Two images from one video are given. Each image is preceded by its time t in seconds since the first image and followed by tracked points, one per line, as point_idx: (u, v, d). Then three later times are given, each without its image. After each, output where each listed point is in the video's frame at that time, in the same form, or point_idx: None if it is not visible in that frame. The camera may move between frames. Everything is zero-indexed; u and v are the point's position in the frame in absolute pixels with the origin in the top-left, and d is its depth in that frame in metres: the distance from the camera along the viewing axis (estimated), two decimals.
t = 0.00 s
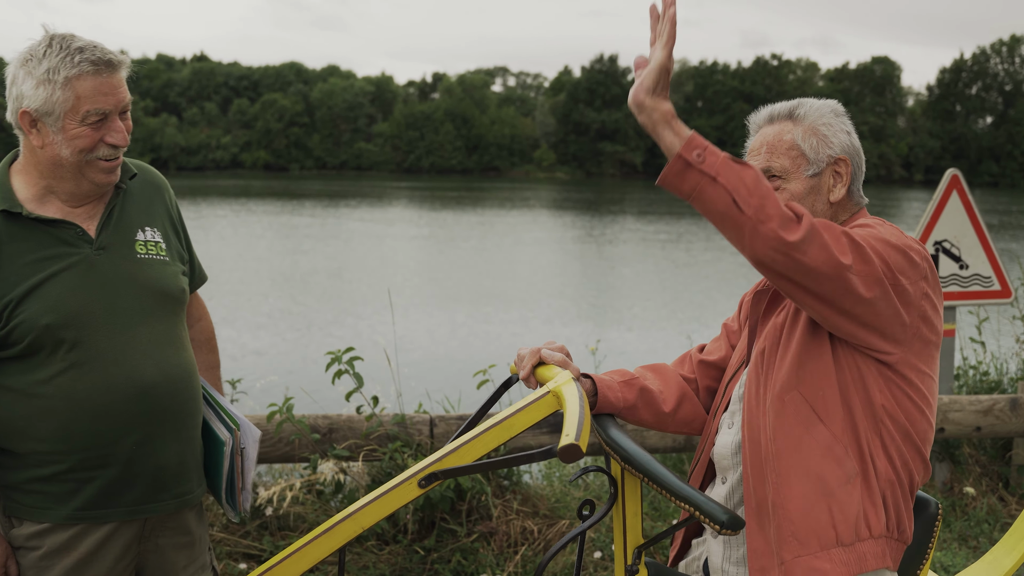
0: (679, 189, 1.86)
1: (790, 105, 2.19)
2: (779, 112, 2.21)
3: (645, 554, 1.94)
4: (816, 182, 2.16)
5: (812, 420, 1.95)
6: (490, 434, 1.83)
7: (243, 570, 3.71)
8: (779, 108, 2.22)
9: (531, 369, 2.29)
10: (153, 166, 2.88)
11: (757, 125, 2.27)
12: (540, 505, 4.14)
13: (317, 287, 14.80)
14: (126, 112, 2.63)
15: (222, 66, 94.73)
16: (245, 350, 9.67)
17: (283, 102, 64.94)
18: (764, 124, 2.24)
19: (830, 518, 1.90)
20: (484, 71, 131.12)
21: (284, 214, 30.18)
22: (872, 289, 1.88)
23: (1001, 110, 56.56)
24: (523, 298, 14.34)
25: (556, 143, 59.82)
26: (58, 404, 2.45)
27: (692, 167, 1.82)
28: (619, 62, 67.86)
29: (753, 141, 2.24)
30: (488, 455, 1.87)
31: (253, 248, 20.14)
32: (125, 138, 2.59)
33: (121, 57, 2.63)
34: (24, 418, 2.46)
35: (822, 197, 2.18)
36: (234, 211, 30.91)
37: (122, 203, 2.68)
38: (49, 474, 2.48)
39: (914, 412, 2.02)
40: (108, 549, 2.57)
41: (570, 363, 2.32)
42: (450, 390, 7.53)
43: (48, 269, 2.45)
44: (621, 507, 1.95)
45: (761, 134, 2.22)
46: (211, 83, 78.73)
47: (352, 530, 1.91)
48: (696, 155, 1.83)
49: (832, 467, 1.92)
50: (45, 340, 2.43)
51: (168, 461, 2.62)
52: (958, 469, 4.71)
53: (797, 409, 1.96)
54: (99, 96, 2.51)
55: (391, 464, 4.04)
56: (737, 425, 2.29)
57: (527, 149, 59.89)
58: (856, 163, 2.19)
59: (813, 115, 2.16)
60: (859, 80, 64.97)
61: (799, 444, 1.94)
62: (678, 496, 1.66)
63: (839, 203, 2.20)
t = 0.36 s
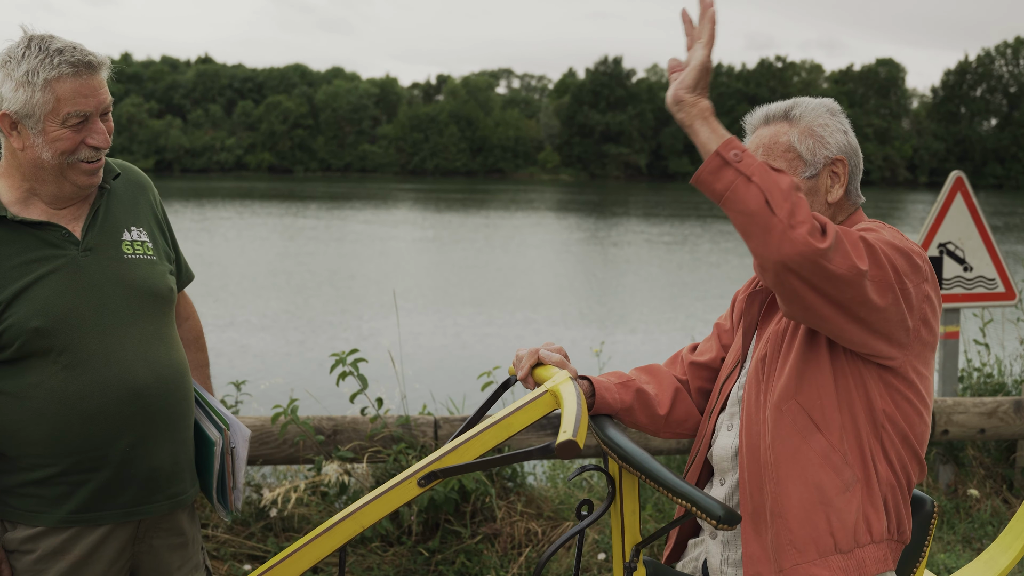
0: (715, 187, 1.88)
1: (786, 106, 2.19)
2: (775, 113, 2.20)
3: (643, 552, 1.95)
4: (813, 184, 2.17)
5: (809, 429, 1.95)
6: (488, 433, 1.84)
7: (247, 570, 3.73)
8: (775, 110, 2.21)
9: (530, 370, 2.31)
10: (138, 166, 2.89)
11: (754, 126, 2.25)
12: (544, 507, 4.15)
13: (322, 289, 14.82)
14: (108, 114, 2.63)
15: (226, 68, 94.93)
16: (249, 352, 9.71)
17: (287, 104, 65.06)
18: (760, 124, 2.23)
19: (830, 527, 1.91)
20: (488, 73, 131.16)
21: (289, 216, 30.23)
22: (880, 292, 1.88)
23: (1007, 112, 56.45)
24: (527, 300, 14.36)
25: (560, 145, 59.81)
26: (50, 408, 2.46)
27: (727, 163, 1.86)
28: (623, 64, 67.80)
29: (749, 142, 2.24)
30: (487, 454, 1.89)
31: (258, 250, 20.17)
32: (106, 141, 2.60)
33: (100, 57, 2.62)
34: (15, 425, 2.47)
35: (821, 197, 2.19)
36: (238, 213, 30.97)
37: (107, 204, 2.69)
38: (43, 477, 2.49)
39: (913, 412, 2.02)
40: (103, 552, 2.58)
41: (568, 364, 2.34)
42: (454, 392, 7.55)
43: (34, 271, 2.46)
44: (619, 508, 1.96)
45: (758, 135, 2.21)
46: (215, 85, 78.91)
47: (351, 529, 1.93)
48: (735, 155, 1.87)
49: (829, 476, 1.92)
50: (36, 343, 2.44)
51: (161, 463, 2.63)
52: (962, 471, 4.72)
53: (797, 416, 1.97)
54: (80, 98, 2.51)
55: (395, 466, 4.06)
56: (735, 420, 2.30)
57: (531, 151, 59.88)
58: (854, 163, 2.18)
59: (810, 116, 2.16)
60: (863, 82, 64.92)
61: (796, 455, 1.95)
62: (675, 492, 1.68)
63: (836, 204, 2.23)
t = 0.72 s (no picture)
0: (714, 112, 1.78)
1: (819, 104, 2.12)
2: (807, 111, 2.14)
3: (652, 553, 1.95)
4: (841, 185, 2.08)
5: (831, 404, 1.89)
6: (497, 432, 1.86)
7: (255, 570, 3.74)
8: (807, 108, 2.15)
9: (539, 370, 2.32)
10: (153, 166, 2.91)
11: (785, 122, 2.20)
12: (552, 508, 4.16)
13: (330, 290, 14.87)
14: (125, 115, 2.66)
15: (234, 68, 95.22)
16: (258, 352, 9.74)
17: (295, 105, 65.23)
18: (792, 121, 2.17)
19: (858, 500, 1.86)
20: (495, 74, 131.24)
21: (297, 216, 30.35)
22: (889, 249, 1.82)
23: (1016, 114, 56.28)
24: (535, 300, 14.39)
25: (568, 146, 59.79)
26: (68, 405, 2.49)
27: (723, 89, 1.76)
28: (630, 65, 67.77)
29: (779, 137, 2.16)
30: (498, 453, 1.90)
31: (266, 250, 20.26)
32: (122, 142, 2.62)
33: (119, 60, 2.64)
34: (32, 419, 2.49)
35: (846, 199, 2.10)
36: (247, 213, 31.09)
37: (123, 204, 2.71)
38: (60, 475, 2.52)
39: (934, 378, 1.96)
40: (118, 550, 2.60)
41: (578, 365, 2.35)
42: (462, 393, 7.58)
43: (52, 272, 2.47)
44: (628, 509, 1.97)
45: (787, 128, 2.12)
46: (223, 86, 79.15)
47: (362, 529, 1.94)
48: (731, 81, 1.78)
49: (855, 450, 1.86)
50: (54, 341, 2.46)
51: (177, 462, 2.66)
52: (971, 474, 4.71)
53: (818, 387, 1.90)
54: (98, 101, 2.54)
55: (403, 467, 4.08)
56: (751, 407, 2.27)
57: (539, 152, 59.93)
58: (882, 169, 2.11)
59: (842, 116, 2.09)
60: (872, 84, 64.80)
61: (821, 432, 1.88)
62: (688, 495, 1.68)
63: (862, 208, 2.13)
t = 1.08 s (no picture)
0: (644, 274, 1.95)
1: (798, 112, 2.24)
2: (788, 118, 2.26)
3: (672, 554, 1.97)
4: (823, 188, 2.19)
5: (820, 447, 2.03)
6: (520, 433, 1.87)
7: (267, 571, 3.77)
8: (788, 115, 2.27)
9: (560, 371, 2.35)
10: (172, 168, 2.95)
11: (768, 133, 2.32)
12: (562, 509, 4.17)
13: (341, 292, 14.93)
14: (146, 120, 2.70)
15: (245, 71, 95.45)
16: (269, 355, 9.76)
17: (306, 107, 65.34)
18: (775, 131, 2.29)
19: (846, 540, 1.99)
20: (505, 76, 131.13)
21: (307, 218, 30.46)
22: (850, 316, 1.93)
23: None
24: (545, 302, 14.41)
25: (578, 148, 59.65)
26: (90, 409, 2.52)
27: (644, 253, 1.91)
28: (640, 67, 67.58)
29: (763, 146, 2.29)
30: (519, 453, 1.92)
31: (278, 252, 20.35)
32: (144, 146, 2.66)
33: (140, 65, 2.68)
34: (55, 427, 2.53)
35: (829, 202, 2.21)
36: (257, 215, 31.21)
37: (144, 207, 2.75)
38: (83, 476, 2.55)
39: (924, 415, 2.05)
40: (137, 551, 2.63)
41: (597, 364, 2.37)
42: (473, 394, 7.62)
43: (73, 276, 2.51)
44: (648, 509, 1.98)
45: (770, 140, 2.26)
46: (233, 88, 79.34)
47: (385, 525, 1.96)
48: (646, 242, 1.93)
49: (841, 492, 2.00)
50: (77, 344, 2.49)
51: (198, 464, 2.70)
52: (982, 475, 4.69)
53: (805, 435, 2.05)
54: (120, 104, 2.58)
55: (415, 468, 4.09)
56: (756, 433, 2.35)
57: (550, 154, 59.97)
58: (865, 169, 2.21)
59: (821, 120, 2.21)
60: (883, 86, 64.57)
61: (809, 475, 2.03)
62: (707, 492, 1.70)
63: (848, 208, 2.23)
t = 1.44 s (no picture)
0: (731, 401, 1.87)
1: (771, 116, 2.26)
2: (761, 124, 2.28)
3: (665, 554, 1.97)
4: (802, 193, 2.21)
5: (822, 481, 2.03)
6: (509, 432, 1.89)
7: (269, 569, 3.79)
8: (761, 121, 2.28)
9: (552, 368, 2.36)
10: (180, 167, 2.97)
11: (743, 137, 2.34)
12: (566, 509, 4.18)
13: (345, 290, 14.97)
14: (154, 116, 2.71)
15: (251, 70, 95.63)
16: (273, 353, 9.80)
17: (311, 106, 65.49)
18: (750, 135, 2.30)
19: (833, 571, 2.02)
20: (510, 75, 131.13)
21: (312, 217, 30.55)
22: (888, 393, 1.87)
23: None
24: (548, 302, 14.44)
25: (583, 148, 59.66)
26: (95, 409, 2.53)
27: (727, 384, 1.84)
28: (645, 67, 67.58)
29: (739, 153, 2.31)
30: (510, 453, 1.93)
31: (282, 250, 20.41)
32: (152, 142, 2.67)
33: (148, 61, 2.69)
34: (61, 431, 2.54)
35: (810, 206, 2.23)
36: (262, 214, 31.29)
37: (152, 206, 2.76)
38: (87, 476, 2.56)
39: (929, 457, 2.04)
40: (141, 551, 2.64)
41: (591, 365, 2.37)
42: (477, 393, 7.65)
43: (80, 273, 2.52)
44: (641, 509, 1.99)
45: (745, 146, 2.28)
46: (238, 86, 79.52)
47: (378, 525, 1.97)
48: (731, 368, 1.85)
49: (837, 528, 2.01)
50: (83, 343, 2.51)
51: (203, 463, 2.71)
52: (986, 476, 4.69)
53: (813, 471, 2.04)
54: (129, 100, 2.59)
55: (418, 467, 4.10)
56: (747, 441, 2.41)
57: (554, 154, 60.03)
58: (842, 170, 2.22)
59: (795, 125, 2.22)
60: (888, 86, 64.54)
61: (808, 506, 2.05)
62: (701, 493, 1.69)
63: (828, 212, 2.24)
